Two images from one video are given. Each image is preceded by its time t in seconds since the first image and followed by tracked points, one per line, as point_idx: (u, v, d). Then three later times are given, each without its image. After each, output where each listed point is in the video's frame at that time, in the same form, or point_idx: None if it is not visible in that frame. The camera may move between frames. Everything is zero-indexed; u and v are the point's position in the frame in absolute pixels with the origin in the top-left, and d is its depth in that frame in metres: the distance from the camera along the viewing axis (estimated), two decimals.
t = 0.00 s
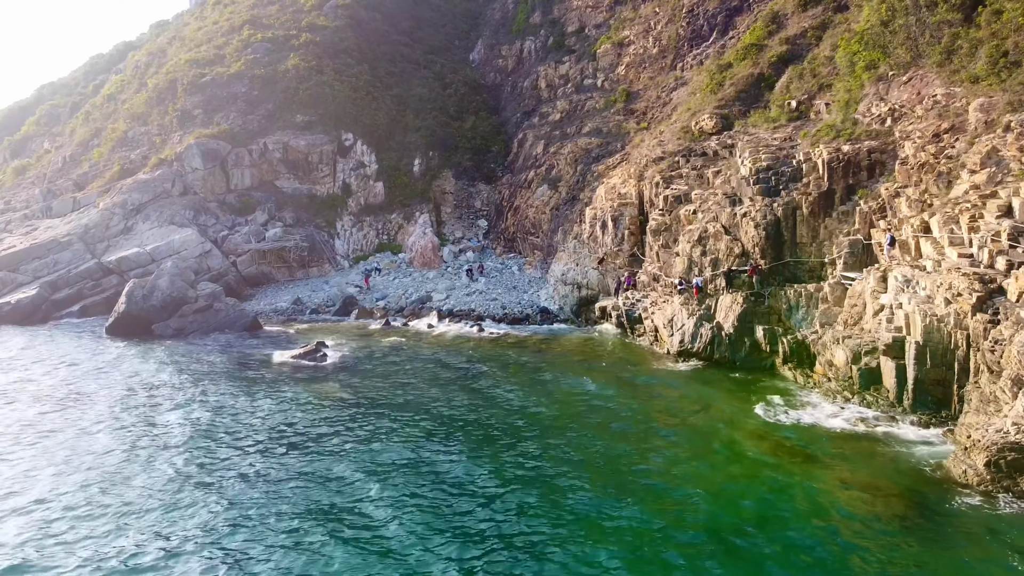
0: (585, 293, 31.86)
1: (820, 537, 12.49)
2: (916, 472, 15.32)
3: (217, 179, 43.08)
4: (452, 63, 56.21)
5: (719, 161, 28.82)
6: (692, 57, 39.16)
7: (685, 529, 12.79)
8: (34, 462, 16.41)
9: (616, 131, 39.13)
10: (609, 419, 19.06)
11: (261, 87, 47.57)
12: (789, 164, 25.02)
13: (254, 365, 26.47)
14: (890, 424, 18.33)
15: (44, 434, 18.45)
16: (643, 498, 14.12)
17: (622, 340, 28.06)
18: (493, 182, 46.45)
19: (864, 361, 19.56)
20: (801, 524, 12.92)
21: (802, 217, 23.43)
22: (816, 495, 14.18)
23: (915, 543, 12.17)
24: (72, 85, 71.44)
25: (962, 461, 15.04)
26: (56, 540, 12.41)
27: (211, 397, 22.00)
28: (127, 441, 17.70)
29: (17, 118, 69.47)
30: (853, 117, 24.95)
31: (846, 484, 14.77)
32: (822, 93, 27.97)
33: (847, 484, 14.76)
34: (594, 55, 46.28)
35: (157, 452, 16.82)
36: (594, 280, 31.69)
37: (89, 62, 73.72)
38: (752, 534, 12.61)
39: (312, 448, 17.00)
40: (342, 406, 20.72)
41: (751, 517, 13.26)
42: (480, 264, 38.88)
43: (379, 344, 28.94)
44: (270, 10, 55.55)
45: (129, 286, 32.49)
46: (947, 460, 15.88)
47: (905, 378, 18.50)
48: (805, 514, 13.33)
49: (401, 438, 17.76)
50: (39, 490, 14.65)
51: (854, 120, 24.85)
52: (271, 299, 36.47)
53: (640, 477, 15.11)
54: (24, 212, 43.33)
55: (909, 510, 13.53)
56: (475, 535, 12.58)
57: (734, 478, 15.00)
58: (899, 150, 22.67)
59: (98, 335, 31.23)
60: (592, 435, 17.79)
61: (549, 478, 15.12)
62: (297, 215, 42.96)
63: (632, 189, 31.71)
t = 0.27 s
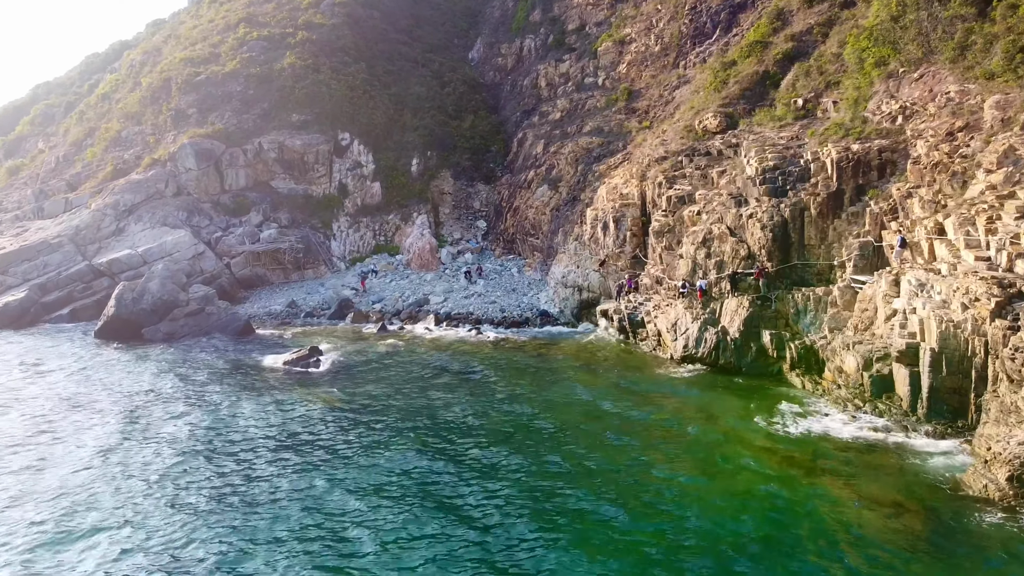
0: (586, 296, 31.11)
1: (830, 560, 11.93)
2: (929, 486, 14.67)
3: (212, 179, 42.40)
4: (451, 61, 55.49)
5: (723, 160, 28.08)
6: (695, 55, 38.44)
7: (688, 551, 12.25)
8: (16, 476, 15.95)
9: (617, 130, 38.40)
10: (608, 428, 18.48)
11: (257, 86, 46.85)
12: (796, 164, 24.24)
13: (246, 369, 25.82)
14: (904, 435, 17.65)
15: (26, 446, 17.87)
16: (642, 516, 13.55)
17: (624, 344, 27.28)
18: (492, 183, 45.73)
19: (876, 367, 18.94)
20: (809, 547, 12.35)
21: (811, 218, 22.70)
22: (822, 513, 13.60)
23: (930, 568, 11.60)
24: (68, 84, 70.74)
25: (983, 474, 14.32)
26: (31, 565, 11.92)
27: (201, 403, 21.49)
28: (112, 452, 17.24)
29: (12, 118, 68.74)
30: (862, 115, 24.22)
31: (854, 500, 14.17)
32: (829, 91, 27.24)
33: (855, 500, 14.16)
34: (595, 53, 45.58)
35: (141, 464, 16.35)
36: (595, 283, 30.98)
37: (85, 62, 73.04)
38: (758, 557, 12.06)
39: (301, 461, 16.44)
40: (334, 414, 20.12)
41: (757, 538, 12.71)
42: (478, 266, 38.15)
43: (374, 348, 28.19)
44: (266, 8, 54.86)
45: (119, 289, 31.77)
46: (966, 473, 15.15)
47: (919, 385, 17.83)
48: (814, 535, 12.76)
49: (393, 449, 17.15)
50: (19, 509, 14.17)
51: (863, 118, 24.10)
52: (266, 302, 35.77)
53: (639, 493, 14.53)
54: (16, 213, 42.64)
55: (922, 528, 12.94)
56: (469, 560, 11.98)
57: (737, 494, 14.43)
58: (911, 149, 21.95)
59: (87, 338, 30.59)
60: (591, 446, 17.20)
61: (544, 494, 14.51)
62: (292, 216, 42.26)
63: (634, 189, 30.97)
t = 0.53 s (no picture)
0: (573, 300, 30.44)
1: None
2: (930, 501, 13.86)
3: (190, 179, 41.18)
4: (437, 60, 54.55)
5: (714, 160, 27.39)
6: (684, 54, 37.77)
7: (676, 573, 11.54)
8: None
9: (606, 130, 37.65)
10: (596, 439, 17.69)
11: (237, 84, 45.63)
12: (789, 164, 23.57)
13: (221, 376, 24.73)
14: (903, 445, 16.92)
15: None
16: (625, 536, 12.75)
17: (612, 349, 26.46)
18: (479, 183, 44.84)
19: (873, 374, 18.19)
20: (803, 568, 11.68)
21: (804, 220, 22.04)
22: (815, 533, 12.82)
23: None
24: (45, 83, 68.98)
25: (988, 489, 13.59)
26: None
27: (173, 412, 20.56)
28: (71, 468, 16.39)
29: None
30: (856, 114, 23.60)
31: (851, 517, 13.45)
32: (821, 90, 26.66)
33: (850, 517, 13.38)
34: (582, 52, 44.86)
35: (101, 481, 15.49)
36: (584, 286, 30.21)
37: (63, 60, 71.32)
38: None
39: (268, 478, 15.48)
40: (310, 425, 19.15)
41: (748, 557, 12.03)
42: (464, 268, 37.22)
43: (355, 354, 27.18)
44: (248, 5, 53.64)
45: (91, 293, 30.32)
46: (969, 487, 14.30)
47: (918, 394, 17.04)
48: (809, 554, 12.10)
49: (369, 464, 16.22)
50: None
51: (858, 117, 23.48)
52: (244, 306, 34.62)
53: (623, 511, 13.73)
54: None
55: (923, 545, 12.27)
56: None
57: (726, 512, 13.63)
58: (907, 149, 21.38)
59: (57, 344, 29.28)
60: (577, 458, 16.37)
61: (523, 513, 13.65)
62: (273, 217, 41.14)
63: (623, 190, 30.21)
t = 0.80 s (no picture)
0: (565, 303, 29.65)
1: None
2: (936, 519, 13.10)
3: (172, 180, 40.05)
4: (425, 58, 53.65)
5: (709, 160, 26.68)
6: (677, 52, 37.12)
7: None
8: None
9: (597, 130, 36.92)
10: (587, 451, 16.92)
11: (221, 83, 44.53)
12: (787, 164, 22.85)
13: (200, 382, 23.71)
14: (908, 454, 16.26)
15: None
16: (611, 560, 11.96)
17: (606, 355, 25.63)
18: (468, 184, 43.99)
19: (876, 382, 17.58)
20: None
21: (803, 221, 21.37)
22: (813, 556, 12.02)
23: None
24: (26, 82, 67.38)
25: (1002, 505, 12.92)
26: None
27: (148, 421, 19.69)
28: (37, 482, 15.57)
29: None
30: (855, 113, 22.99)
31: (856, 535, 12.76)
32: (818, 88, 26.06)
33: (851, 538, 12.57)
34: (574, 50, 44.15)
35: (67, 498, 14.67)
36: (576, 289, 29.44)
37: (45, 59, 69.76)
38: None
39: (236, 497, 14.55)
40: (290, 437, 18.24)
41: None
42: (453, 271, 36.36)
43: (340, 360, 26.21)
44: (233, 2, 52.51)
45: (68, 297, 28.85)
46: (978, 502, 13.60)
47: (924, 403, 16.42)
48: None
49: (351, 480, 15.38)
50: None
51: (857, 116, 22.86)
52: (226, 309, 33.58)
53: (613, 531, 12.96)
54: None
55: (934, 566, 11.57)
56: None
57: (720, 533, 12.81)
58: (909, 149, 20.79)
59: (31, 350, 27.99)
60: (567, 472, 15.58)
61: (512, 534, 12.88)
62: (258, 218, 40.11)
63: (616, 191, 29.45)
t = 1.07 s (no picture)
0: (565, 307, 28.91)
1: None
2: (958, 541, 12.32)
3: (165, 180, 39.27)
4: (423, 57, 52.90)
5: (713, 160, 25.94)
6: (679, 49, 36.39)
7: None
8: None
9: (598, 129, 36.20)
10: (589, 463, 16.14)
11: (214, 81, 43.76)
12: (794, 164, 22.10)
13: (189, 388, 22.90)
14: (924, 467, 15.52)
15: None
16: None
17: (607, 360, 24.88)
18: (466, 184, 43.25)
19: (889, 391, 16.88)
20: None
21: (812, 223, 20.66)
22: None
23: None
24: (19, 80, 66.46)
25: None
26: None
27: (133, 427, 19.02)
28: (14, 488, 14.95)
29: None
30: (865, 112, 22.28)
31: (872, 556, 12.03)
32: (825, 86, 25.39)
33: (867, 562, 11.79)
34: (573, 48, 43.44)
35: (42, 506, 14.01)
36: (576, 292, 28.71)
37: (38, 58, 68.85)
38: None
39: (214, 511, 13.76)
40: (280, 446, 17.53)
41: None
42: (451, 273, 35.63)
43: (334, 365, 25.42)
44: None
45: (54, 300, 28.06)
46: (1002, 522, 12.86)
47: (941, 413, 15.70)
48: None
49: (341, 493, 14.62)
50: None
51: (867, 114, 22.17)
52: (219, 312, 32.84)
53: (615, 550, 12.25)
54: None
55: None
56: None
57: (726, 556, 12.01)
58: (921, 148, 20.10)
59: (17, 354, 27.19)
60: (566, 487, 14.82)
61: (508, 553, 12.14)
62: (252, 220, 39.38)
63: (617, 192, 28.72)
